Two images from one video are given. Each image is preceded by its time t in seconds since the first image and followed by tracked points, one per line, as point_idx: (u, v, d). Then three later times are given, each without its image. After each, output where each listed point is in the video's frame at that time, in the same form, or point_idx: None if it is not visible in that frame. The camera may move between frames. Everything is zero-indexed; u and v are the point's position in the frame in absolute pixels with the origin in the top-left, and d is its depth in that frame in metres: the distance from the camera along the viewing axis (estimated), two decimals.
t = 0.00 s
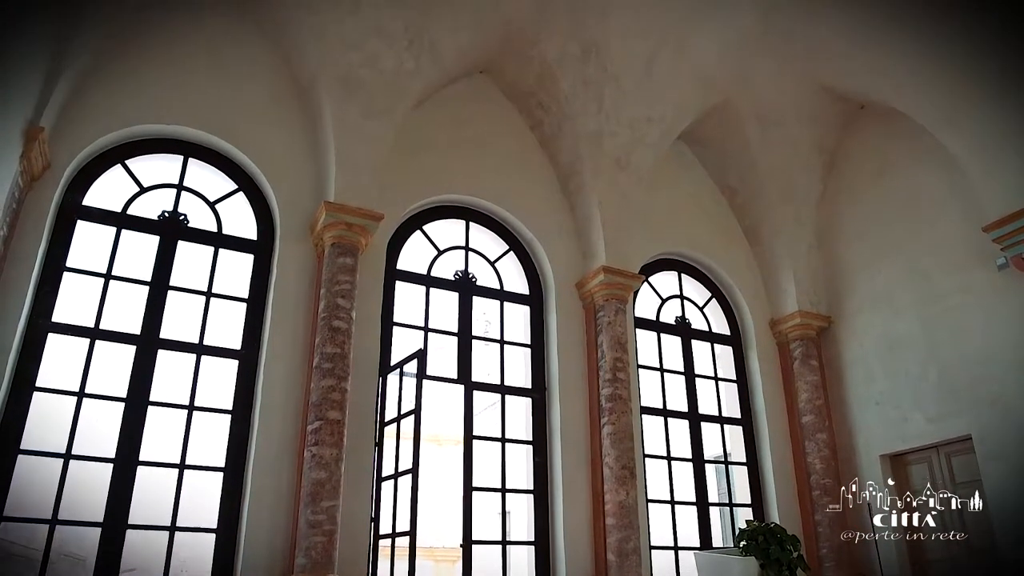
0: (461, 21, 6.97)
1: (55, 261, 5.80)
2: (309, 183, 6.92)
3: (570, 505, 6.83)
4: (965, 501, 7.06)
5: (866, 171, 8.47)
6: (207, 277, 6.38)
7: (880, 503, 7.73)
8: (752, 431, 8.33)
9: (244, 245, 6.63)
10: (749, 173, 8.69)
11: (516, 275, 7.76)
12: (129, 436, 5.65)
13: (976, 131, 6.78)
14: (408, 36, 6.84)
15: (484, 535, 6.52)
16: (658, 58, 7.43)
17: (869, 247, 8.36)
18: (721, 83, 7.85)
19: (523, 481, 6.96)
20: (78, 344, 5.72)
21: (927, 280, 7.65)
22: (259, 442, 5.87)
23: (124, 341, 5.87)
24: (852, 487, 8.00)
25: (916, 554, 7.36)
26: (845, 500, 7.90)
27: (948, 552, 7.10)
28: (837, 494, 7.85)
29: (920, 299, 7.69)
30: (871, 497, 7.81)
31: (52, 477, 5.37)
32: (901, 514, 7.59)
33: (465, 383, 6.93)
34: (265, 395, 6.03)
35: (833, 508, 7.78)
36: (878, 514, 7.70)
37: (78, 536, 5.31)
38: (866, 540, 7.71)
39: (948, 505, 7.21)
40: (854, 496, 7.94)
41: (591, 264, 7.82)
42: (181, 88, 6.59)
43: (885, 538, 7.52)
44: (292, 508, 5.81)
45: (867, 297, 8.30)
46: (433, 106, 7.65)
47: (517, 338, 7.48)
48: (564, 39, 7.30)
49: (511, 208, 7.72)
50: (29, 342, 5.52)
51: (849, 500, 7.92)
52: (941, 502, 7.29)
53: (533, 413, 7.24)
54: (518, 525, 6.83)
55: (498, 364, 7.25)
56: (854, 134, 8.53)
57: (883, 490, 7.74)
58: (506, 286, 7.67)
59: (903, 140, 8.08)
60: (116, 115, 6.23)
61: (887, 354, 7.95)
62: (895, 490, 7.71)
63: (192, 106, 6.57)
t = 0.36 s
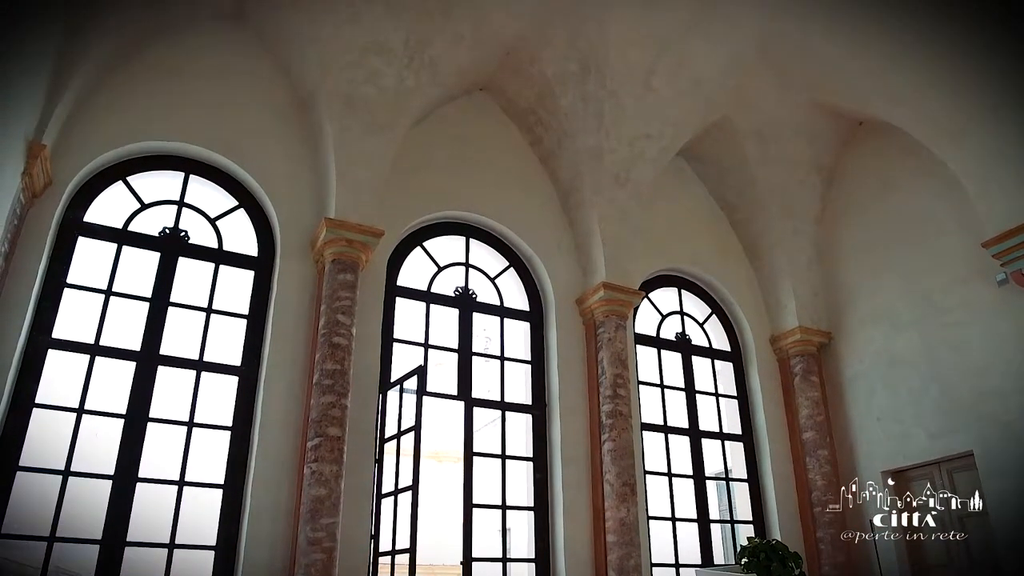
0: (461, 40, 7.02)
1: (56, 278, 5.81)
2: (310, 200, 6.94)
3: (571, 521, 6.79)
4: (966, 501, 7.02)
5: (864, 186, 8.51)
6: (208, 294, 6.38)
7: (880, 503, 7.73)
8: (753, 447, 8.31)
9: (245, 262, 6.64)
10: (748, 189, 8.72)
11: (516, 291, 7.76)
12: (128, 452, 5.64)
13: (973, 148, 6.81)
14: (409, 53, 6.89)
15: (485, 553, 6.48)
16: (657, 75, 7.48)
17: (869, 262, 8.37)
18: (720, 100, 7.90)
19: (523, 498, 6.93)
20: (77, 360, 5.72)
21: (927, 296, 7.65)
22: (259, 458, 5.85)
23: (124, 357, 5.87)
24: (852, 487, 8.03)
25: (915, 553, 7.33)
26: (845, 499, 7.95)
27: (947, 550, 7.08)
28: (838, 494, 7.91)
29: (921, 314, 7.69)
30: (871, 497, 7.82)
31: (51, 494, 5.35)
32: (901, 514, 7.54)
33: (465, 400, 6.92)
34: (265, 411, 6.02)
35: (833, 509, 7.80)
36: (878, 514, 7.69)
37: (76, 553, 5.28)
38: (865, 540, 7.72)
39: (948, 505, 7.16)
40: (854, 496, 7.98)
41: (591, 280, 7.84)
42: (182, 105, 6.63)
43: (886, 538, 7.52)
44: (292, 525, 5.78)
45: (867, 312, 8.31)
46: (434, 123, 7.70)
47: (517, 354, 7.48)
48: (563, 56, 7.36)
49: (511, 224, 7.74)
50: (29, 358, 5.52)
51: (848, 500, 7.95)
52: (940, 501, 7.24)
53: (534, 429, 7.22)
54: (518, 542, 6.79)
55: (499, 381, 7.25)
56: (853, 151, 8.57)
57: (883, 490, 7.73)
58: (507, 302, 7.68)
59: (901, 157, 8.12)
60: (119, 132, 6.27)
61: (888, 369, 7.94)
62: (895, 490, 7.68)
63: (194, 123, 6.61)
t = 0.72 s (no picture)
0: (462, 47, 7.04)
1: (56, 284, 5.81)
2: (310, 207, 6.95)
3: (571, 528, 6.78)
4: (965, 501, 6.99)
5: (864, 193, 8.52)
6: (208, 300, 6.38)
7: (880, 503, 7.72)
8: (753, 453, 8.30)
9: (245, 268, 6.65)
10: (748, 195, 8.73)
11: (516, 298, 7.77)
12: (128, 458, 5.63)
13: (973, 154, 6.82)
14: (409, 61, 6.91)
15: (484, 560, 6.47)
16: (656, 82, 7.50)
17: (869, 268, 8.38)
18: (719, 107, 7.92)
19: (523, 505, 6.92)
20: (77, 366, 5.72)
21: (927, 303, 7.66)
22: (259, 464, 5.85)
23: (124, 363, 5.87)
24: (852, 486, 8.03)
25: (915, 553, 7.32)
26: (845, 499, 7.96)
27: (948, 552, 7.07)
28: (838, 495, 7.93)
29: (921, 319, 7.69)
30: (871, 497, 7.82)
31: (50, 500, 5.34)
32: (901, 514, 7.52)
33: (465, 407, 6.92)
34: (265, 418, 6.01)
35: (833, 510, 7.81)
36: (878, 514, 7.69)
37: (74, 559, 5.26)
38: (865, 539, 7.72)
39: (948, 505, 7.13)
40: (854, 496, 7.98)
41: (591, 286, 7.84)
42: (183, 111, 6.64)
43: (886, 538, 7.52)
44: (292, 531, 5.77)
45: (867, 318, 8.31)
46: (434, 131, 7.71)
47: (517, 360, 7.48)
48: (563, 64, 7.38)
49: (511, 231, 7.75)
50: (29, 364, 5.52)
51: (848, 500, 7.96)
52: (940, 501, 7.21)
53: (534, 436, 7.22)
54: (518, 549, 6.78)
55: (499, 387, 7.25)
56: (852, 158, 8.59)
57: (883, 490, 7.73)
58: (507, 308, 7.69)
59: (901, 163, 8.14)
60: (120, 139, 6.28)
61: (889, 376, 7.93)
62: (895, 490, 7.67)
63: (195, 130, 6.62)
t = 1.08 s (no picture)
0: (461, 47, 7.04)
1: (56, 284, 5.81)
2: (310, 206, 6.94)
3: (570, 528, 6.78)
4: (965, 501, 7.00)
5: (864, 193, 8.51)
6: (208, 299, 6.38)
7: (880, 503, 7.71)
8: (754, 453, 8.30)
9: (245, 268, 6.65)
10: (748, 195, 8.73)
11: (516, 298, 7.77)
12: (127, 458, 5.63)
13: (973, 154, 6.82)
14: (409, 61, 6.91)
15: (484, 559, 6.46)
16: (656, 82, 7.50)
17: (869, 268, 8.37)
18: (719, 107, 7.92)
19: (523, 505, 6.91)
20: (77, 365, 5.72)
21: (927, 302, 7.66)
22: (259, 464, 5.85)
23: (124, 363, 5.87)
24: (852, 487, 8.02)
25: (915, 553, 7.32)
26: (845, 499, 7.96)
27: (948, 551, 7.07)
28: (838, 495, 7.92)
29: (921, 319, 7.69)
30: (871, 497, 7.81)
31: (50, 499, 5.34)
32: (901, 514, 7.52)
33: (465, 406, 6.91)
34: (265, 417, 6.01)
35: (833, 510, 7.80)
36: (878, 514, 7.67)
37: (74, 558, 5.26)
38: (865, 540, 7.71)
39: (949, 505, 7.13)
40: (853, 496, 7.98)
41: (591, 286, 7.84)
42: (183, 111, 6.64)
43: (886, 538, 7.51)
44: (292, 530, 5.77)
45: (867, 318, 8.31)
46: (434, 131, 7.71)
47: (517, 360, 7.48)
48: (563, 63, 7.38)
49: (511, 231, 7.75)
50: (28, 364, 5.52)
51: (848, 500, 7.95)
52: (940, 501, 7.21)
53: (534, 436, 7.21)
54: (518, 548, 6.78)
55: (499, 386, 7.24)
56: (852, 158, 8.60)
57: (883, 490, 7.72)
58: (507, 308, 7.69)
59: (900, 163, 8.14)
60: (120, 138, 6.28)
61: (889, 375, 7.93)
62: (895, 490, 7.66)
63: (195, 130, 6.62)
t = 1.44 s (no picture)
0: (461, 47, 7.04)
1: (56, 284, 5.81)
2: (310, 207, 6.94)
3: (570, 529, 6.78)
4: (965, 501, 6.99)
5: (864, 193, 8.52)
6: (208, 300, 6.38)
7: (880, 503, 7.71)
8: (754, 454, 8.29)
9: (245, 269, 6.65)
10: (749, 196, 8.74)
11: (516, 298, 7.77)
12: (127, 458, 5.63)
13: (973, 154, 6.82)
14: (409, 61, 6.91)
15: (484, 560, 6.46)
16: (656, 82, 7.50)
17: (869, 269, 8.38)
18: (719, 107, 7.92)
19: (523, 506, 6.91)
20: (77, 366, 5.72)
21: (927, 303, 7.66)
22: (259, 464, 5.85)
23: (124, 364, 5.87)
24: (852, 487, 8.03)
25: (915, 553, 7.33)
26: (845, 499, 7.96)
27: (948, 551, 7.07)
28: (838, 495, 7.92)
29: (920, 319, 7.69)
30: (871, 497, 7.81)
31: (50, 500, 5.34)
32: (901, 514, 7.51)
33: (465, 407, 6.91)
34: (265, 418, 6.01)
35: (833, 511, 7.81)
36: (878, 514, 7.67)
37: (74, 559, 5.26)
38: (865, 539, 7.71)
39: (948, 505, 7.13)
40: (853, 496, 7.98)
41: (591, 286, 7.84)
42: (183, 112, 6.64)
43: (885, 538, 7.50)
44: (292, 531, 5.77)
45: (867, 319, 8.31)
46: (434, 132, 7.71)
47: (517, 361, 7.48)
48: (563, 64, 7.38)
49: (511, 231, 7.75)
50: (28, 364, 5.52)
51: (848, 500, 7.96)
52: (940, 501, 7.21)
53: (534, 436, 7.21)
54: (518, 549, 6.78)
55: (499, 387, 7.24)
56: (851, 158, 8.59)
57: (883, 490, 7.72)
58: (507, 308, 7.69)
59: (900, 164, 8.14)
60: (120, 138, 6.28)
61: (888, 376, 7.93)
62: (895, 490, 7.66)
63: (195, 131, 6.62)
